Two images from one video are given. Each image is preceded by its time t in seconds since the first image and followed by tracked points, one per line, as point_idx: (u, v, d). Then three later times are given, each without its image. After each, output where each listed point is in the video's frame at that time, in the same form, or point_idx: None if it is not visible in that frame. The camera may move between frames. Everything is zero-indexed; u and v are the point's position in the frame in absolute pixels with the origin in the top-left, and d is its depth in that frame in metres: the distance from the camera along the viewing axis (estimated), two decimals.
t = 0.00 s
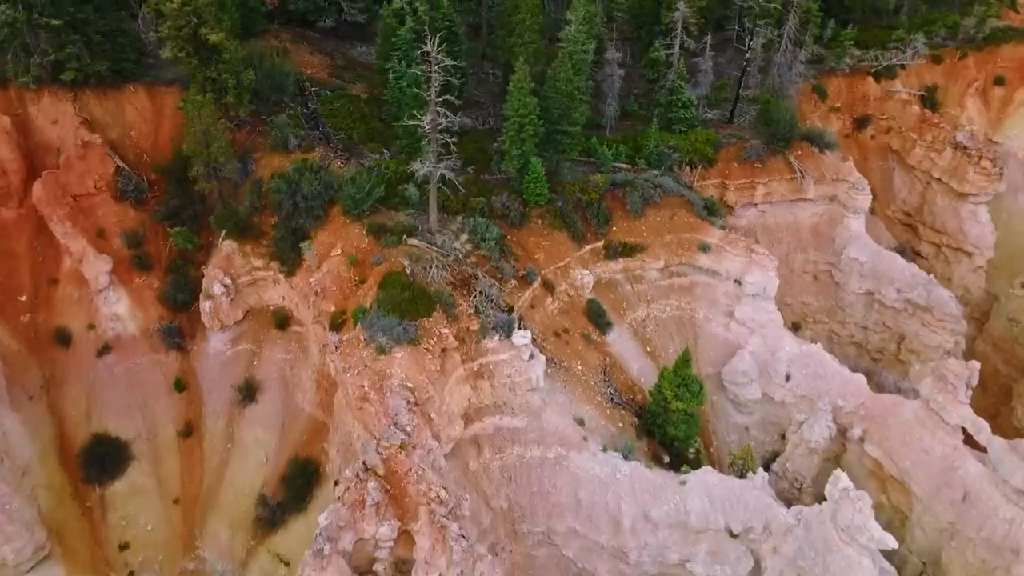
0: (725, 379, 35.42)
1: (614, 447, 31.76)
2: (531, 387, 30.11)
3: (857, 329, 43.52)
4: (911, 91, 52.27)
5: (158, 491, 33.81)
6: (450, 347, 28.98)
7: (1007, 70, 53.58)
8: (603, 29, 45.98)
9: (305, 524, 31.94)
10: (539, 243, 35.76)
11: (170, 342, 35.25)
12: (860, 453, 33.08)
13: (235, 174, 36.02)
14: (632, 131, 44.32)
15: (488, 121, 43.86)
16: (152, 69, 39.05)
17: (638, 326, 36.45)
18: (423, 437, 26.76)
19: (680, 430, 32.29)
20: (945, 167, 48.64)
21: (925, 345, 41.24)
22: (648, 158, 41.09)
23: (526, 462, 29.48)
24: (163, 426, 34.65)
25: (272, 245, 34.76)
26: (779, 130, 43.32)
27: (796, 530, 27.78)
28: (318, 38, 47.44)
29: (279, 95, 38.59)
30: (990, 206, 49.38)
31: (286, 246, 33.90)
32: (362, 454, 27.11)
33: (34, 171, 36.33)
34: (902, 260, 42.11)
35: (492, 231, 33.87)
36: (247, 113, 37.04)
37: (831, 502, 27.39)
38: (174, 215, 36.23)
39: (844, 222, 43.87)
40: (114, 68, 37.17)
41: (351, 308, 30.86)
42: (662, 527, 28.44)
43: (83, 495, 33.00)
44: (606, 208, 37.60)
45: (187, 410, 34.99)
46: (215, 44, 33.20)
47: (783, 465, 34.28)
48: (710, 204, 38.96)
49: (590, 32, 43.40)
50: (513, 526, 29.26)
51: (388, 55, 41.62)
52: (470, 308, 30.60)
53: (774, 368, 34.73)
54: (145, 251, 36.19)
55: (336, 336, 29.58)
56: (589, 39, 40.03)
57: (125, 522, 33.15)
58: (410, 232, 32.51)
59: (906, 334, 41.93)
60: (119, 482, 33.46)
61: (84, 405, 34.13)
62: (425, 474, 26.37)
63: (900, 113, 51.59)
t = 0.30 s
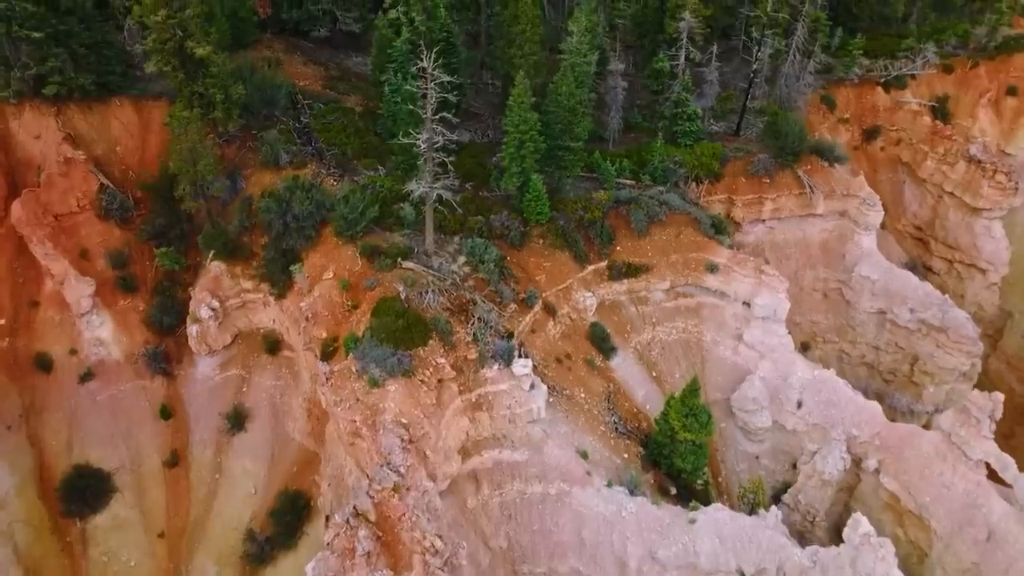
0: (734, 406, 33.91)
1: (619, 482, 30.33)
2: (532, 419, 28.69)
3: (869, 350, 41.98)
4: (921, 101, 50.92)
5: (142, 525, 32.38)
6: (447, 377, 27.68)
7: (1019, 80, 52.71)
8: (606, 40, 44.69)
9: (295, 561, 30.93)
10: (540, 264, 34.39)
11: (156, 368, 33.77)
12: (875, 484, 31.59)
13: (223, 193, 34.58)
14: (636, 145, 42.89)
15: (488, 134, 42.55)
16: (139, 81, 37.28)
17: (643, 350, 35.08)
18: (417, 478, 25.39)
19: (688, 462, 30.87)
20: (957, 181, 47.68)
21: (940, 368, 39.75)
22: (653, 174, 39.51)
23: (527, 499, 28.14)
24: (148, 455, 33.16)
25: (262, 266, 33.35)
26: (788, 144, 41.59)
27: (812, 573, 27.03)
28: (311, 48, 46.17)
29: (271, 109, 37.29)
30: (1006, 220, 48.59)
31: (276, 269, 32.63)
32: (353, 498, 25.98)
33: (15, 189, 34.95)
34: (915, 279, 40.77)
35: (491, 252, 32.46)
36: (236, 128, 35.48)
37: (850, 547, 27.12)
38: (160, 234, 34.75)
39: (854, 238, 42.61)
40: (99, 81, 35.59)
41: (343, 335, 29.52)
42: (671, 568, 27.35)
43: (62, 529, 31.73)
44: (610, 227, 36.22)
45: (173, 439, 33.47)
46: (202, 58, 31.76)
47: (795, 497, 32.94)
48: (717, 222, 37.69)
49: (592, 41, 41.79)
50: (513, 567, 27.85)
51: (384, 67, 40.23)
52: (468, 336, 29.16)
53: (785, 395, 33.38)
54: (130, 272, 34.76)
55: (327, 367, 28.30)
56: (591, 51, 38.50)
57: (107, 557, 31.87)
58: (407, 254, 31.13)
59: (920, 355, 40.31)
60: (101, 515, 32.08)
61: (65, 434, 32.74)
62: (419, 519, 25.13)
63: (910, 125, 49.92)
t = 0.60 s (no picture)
0: (743, 431, 32.61)
1: (624, 515, 29.14)
2: (533, 449, 27.60)
3: (879, 369, 40.78)
4: (931, 111, 49.56)
5: (126, 556, 31.17)
6: (444, 407, 26.40)
7: None
8: (608, 49, 43.42)
9: None
10: (541, 284, 33.14)
11: (142, 392, 32.52)
12: (890, 514, 30.53)
13: (213, 210, 33.40)
14: (639, 158, 41.75)
15: (489, 147, 41.34)
16: (127, 92, 35.71)
17: (647, 372, 33.87)
18: (412, 517, 24.82)
19: (695, 493, 29.63)
20: (969, 194, 46.91)
21: (954, 389, 38.81)
22: (657, 188, 38.40)
23: (527, 533, 26.90)
24: (133, 483, 31.90)
25: (252, 286, 32.12)
26: (795, 156, 40.56)
27: None
28: (306, 58, 45.11)
29: (263, 121, 36.00)
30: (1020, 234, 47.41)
31: (267, 290, 31.40)
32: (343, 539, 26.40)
33: None
34: (927, 296, 39.90)
35: (491, 272, 31.24)
36: (226, 142, 34.29)
37: None
38: (147, 252, 33.58)
39: (865, 254, 41.33)
40: (85, 93, 34.28)
41: (336, 360, 28.24)
42: None
43: (43, 561, 30.53)
44: (613, 244, 34.98)
45: (160, 466, 32.20)
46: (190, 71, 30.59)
47: (807, 527, 31.82)
48: (724, 239, 36.40)
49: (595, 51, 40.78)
50: None
51: (379, 78, 39.07)
52: (467, 363, 27.89)
53: (796, 420, 32.16)
54: (116, 292, 33.52)
55: (320, 397, 27.11)
56: (594, 62, 37.64)
57: None
58: (403, 275, 29.87)
59: (933, 376, 39.24)
60: (84, 546, 30.85)
61: (47, 461, 31.57)
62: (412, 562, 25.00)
63: (920, 135, 48.87)
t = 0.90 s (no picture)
0: (753, 461, 31.22)
1: (630, 556, 27.93)
2: (534, 486, 26.40)
3: (892, 392, 39.42)
4: (943, 122, 48.31)
5: None
6: (441, 444, 25.15)
7: None
8: (611, 59, 41.93)
9: None
10: (542, 308, 31.75)
11: (125, 422, 31.13)
12: (908, 551, 29.75)
13: (200, 230, 32.01)
14: (644, 172, 40.29)
15: (488, 162, 39.83)
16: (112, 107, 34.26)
17: (653, 400, 32.42)
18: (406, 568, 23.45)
19: (705, 530, 28.14)
20: (984, 209, 45.49)
21: (972, 414, 37.50)
22: (663, 206, 36.85)
23: None
24: (115, 517, 30.50)
25: (241, 310, 30.72)
26: (808, 168, 38.95)
27: None
28: (299, 69, 43.74)
29: (253, 135, 34.58)
30: None
31: (255, 316, 30.03)
32: None
33: None
34: (942, 316, 38.36)
35: (490, 297, 29.81)
36: (215, 159, 32.97)
37: None
38: (131, 274, 32.08)
39: (877, 272, 39.93)
40: (66, 107, 32.74)
41: (327, 392, 27.02)
42: None
43: None
44: (617, 265, 33.61)
45: (144, 499, 30.82)
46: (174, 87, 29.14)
47: (820, 563, 30.88)
48: (733, 259, 34.97)
49: (596, 63, 39.30)
50: None
51: (374, 91, 37.56)
52: (464, 396, 26.47)
53: (809, 451, 30.79)
54: (99, 315, 32.11)
55: (308, 434, 26.04)
56: (597, 73, 36.37)
57: None
58: (398, 301, 28.55)
59: (949, 400, 37.94)
60: None
61: (24, 495, 30.15)
62: None
63: (932, 147, 47.54)
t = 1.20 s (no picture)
0: (763, 490, 29.94)
1: None
2: (536, 523, 25.11)
3: (905, 413, 38.20)
4: (954, 132, 47.15)
5: None
6: (438, 479, 24.07)
7: None
8: (615, 69, 40.76)
9: None
10: (543, 331, 30.51)
11: (109, 450, 29.90)
12: None
13: (187, 249, 30.79)
14: (649, 186, 39.04)
15: (489, 176, 38.62)
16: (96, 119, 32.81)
17: (659, 426, 31.16)
18: None
19: (714, 566, 26.81)
20: (999, 223, 44.62)
21: (988, 437, 36.40)
22: (668, 222, 35.76)
23: None
24: (98, 550, 29.31)
25: (230, 333, 29.49)
26: (819, 182, 37.87)
27: None
28: (293, 78, 42.49)
29: (244, 149, 33.31)
30: None
31: (244, 341, 28.80)
32: None
33: None
34: (956, 335, 37.05)
35: (489, 320, 28.56)
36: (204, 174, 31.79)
37: None
38: (116, 295, 30.78)
39: (888, 289, 38.72)
40: (49, 121, 31.36)
41: (318, 423, 25.85)
42: None
43: None
44: (621, 285, 32.42)
45: (128, 531, 29.59)
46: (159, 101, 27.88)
47: None
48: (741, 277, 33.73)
49: (599, 74, 38.16)
50: None
51: (369, 103, 36.24)
52: (462, 427, 25.24)
53: (822, 480, 29.67)
54: (82, 338, 30.88)
55: (297, 469, 24.89)
56: (600, 85, 35.24)
57: None
58: (393, 325, 27.34)
59: (965, 423, 36.76)
60: None
61: (3, 527, 29.02)
62: None
63: (943, 158, 46.47)
